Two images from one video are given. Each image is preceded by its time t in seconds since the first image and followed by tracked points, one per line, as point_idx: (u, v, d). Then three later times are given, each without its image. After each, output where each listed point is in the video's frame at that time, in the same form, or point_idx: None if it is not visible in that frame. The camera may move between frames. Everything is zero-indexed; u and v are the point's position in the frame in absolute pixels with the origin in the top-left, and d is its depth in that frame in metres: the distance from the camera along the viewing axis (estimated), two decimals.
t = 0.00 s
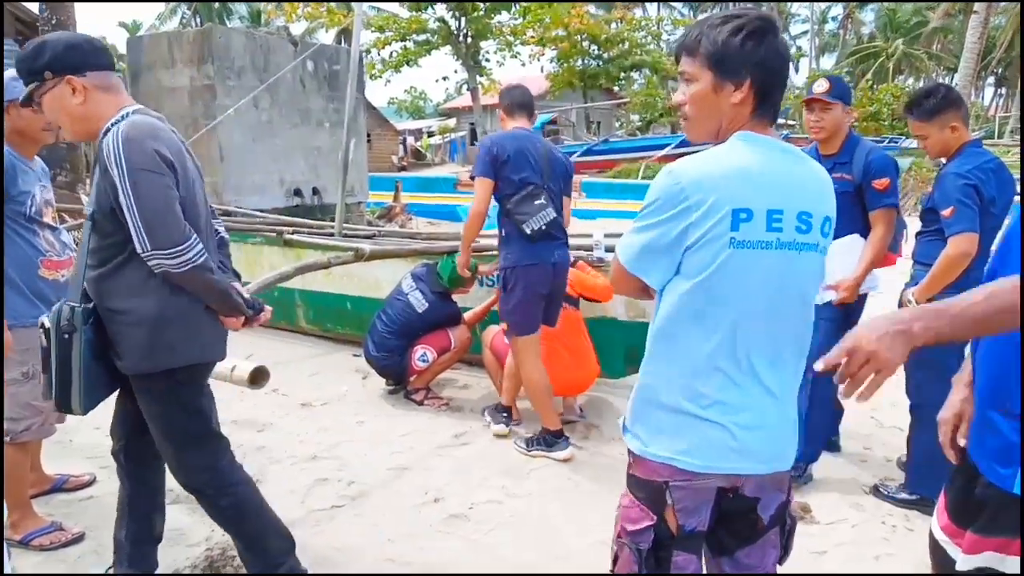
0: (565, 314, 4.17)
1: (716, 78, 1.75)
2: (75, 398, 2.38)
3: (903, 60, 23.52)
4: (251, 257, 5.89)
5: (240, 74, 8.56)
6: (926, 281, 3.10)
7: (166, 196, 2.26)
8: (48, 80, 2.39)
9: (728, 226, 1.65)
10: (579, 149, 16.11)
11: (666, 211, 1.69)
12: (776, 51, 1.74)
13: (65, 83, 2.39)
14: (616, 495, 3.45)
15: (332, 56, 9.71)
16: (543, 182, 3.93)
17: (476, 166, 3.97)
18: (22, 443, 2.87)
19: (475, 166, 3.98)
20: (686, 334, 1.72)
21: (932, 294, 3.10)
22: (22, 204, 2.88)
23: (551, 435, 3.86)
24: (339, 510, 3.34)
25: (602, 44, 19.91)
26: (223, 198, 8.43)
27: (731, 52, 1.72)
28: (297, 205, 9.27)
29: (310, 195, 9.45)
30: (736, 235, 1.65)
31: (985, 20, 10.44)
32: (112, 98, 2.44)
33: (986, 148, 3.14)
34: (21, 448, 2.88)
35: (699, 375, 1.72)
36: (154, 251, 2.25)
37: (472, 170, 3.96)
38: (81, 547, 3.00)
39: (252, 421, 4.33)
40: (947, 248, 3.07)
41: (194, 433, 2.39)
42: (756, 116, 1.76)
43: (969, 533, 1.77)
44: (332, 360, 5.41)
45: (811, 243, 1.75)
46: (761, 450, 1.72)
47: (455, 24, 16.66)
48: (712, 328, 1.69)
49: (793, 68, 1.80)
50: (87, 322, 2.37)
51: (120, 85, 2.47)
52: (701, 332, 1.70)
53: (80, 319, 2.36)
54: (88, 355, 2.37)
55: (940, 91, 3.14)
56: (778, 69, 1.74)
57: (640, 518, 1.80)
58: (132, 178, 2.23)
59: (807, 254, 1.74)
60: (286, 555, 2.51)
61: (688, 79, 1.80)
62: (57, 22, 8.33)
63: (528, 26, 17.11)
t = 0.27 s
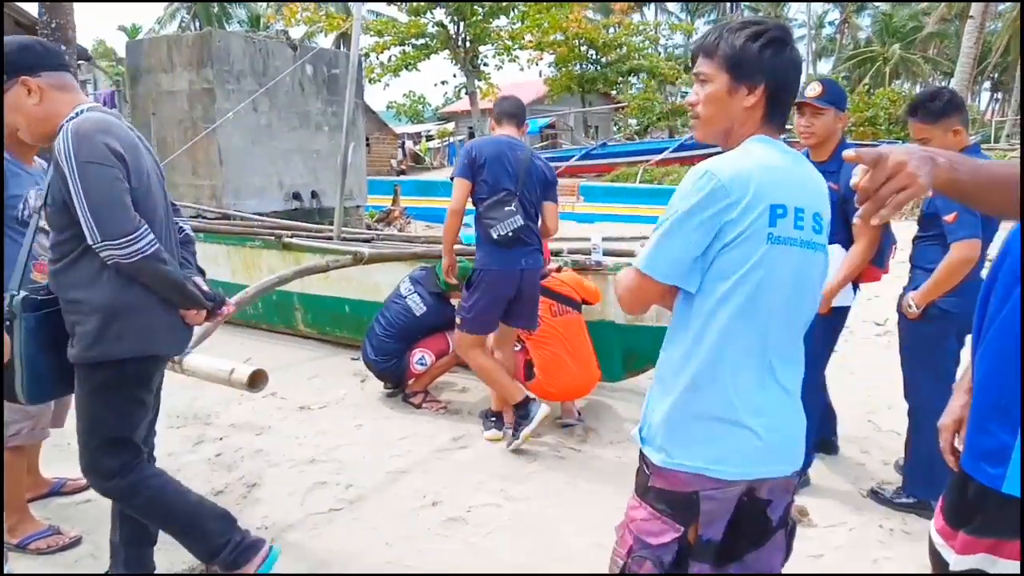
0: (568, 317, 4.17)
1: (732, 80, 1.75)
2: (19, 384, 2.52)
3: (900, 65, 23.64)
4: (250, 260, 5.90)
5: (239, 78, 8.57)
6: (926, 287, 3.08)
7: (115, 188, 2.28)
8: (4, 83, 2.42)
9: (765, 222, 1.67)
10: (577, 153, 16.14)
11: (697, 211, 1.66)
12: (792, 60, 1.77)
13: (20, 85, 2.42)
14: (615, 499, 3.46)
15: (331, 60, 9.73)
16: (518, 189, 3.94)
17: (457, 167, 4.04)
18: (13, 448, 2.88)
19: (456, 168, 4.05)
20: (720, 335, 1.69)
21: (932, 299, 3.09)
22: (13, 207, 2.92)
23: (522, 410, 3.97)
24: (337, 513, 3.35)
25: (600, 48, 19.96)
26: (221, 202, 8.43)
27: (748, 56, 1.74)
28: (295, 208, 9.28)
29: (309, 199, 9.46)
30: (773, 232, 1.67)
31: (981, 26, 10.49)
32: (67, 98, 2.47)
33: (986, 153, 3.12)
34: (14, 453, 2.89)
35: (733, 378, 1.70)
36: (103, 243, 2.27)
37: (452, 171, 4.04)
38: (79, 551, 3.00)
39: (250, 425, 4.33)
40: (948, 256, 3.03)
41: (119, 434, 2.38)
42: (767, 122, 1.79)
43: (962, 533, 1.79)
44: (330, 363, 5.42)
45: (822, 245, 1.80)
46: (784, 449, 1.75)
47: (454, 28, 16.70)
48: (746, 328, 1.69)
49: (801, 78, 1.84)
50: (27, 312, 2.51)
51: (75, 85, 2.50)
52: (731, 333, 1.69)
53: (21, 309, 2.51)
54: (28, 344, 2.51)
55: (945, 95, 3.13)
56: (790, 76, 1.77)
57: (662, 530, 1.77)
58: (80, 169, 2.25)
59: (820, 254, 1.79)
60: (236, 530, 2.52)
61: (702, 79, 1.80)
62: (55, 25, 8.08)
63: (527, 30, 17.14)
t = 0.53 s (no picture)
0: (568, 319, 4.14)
1: (739, 86, 1.75)
2: None
3: (893, 66, 23.78)
4: (244, 262, 5.88)
5: (233, 80, 8.55)
6: (926, 288, 3.08)
7: (68, 190, 2.27)
8: None
9: (774, 223, 1.66)
10: (572, 154, 16.15)
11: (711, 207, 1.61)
12: (798, 65, 1.78)
13: None
14: (610, 499, 3.45)
15: (326, 61, 9.71)
16: (491, 186, 4.11)
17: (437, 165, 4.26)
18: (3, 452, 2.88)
19: (436, 165, 4.26)
20: (728, 336, 1.66)
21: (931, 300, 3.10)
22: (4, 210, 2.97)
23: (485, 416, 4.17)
24: (333, 515, 3.34)
25: (595, 50, 19.99)
26: (215, 203, 8.42)
27: (756, 60, 1.74)
28: (290, 210, 9.27)
29: (304, 200, 9.44)
30: (780, 233, 1.67)
31: (975, 27, 10.55)
32: (35, 98, 2.55)
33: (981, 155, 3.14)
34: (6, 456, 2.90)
35: (738, 378, 1.68)
36: (55, 245, 2.28)
37: (433, 169, 4.26)
38: (72, 554, 2.99)
39: (245, 427, 4.32)
40: (950, 257, 3.04)
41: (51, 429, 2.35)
42: (773, 127, 1.79)
43: (959, 534, 1.79)
44: (325, 365, 5.41)
45: (821, 249, 1.81)
46: (784, 447, 1.76)
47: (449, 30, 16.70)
48: (752, 328, 1.67)
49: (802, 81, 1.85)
50: None
51: (43, 86, 2.58)
52: (740, 334, 1.66)
53: None
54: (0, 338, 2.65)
55: (944, 92, 3.09)
56: (795, 83, 1.78)
57: (674, 536, 1.75)
58: (31, 170, 2.24)
59: (819, 257, 1.80)
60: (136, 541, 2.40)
61: (708, 85, 1.79)
62: (49, 27, 8.05)
63: (521, 32, 17.14)
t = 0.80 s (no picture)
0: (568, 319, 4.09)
1: (732, 83, 1.70)
2: None
3: (893, 64, 23.77)
4: (241, 262, 5.85)
5: (230, 78, 8.51)
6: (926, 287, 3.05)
7: (32, 194, 2.25)
8: None
9: (764, 228, 1.62)
10: (571, 153, 16.13)
11: (702, 208, 1.55)
12: (792, 62, 1.72)
13: None
14: (610, 500, 3.42)
15: (323, 60, 9.66)
16: (463, 186, 4.09)
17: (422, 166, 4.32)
18: None
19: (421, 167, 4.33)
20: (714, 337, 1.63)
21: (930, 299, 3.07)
22: None
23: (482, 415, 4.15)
24: (330, 517, 3.31)
25: (593, 49, 19.95)
26: (212, 203, 8.37)
27: (748, 57, 1.68)
28: (287, 209, 9.22)
29: (302, 200, 9.40)
30: (770, 238, 1.63)
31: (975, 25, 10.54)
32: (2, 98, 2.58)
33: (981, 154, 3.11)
34: None
35: (722, 380, 1.65)
36: (20, 251, 2.27)
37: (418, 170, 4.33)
38: (67, 556, 2.95)
39: (242, 428, 4.28)
40: (950, 256, 3.01)
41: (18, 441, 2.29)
42: (768, 125, 1.74)
43: (959, 536, 1.76)
44: (322, 365, 5.37)
45: (812, 253, 1.77)
46: (766, 451, 1.73)
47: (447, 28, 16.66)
48: (738, 331, 1.64)
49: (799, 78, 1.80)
50: None
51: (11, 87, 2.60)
52: (726, 336, 1.63)
53: None
54: None
55: (943, 89, 3.06)
56: (790, 81, 1.73)
57: (659, 537, 1.70)
58: None
59: (809, 262, 1.76)
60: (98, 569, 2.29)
61: (702, 83, 1.74)
62: (45, 26, 7.99)
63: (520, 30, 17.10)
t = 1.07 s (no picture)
0: (571, 320, 4.11)
1: (712, 84, 1.69)
2: None
3: (890, 67, 23.91)
4: (241, 262, 5.88)
5: (230, 80, 8.54)
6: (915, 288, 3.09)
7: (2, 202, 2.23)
8: None
9: (750, 237, 1.63)
10: (570, 155, 16.19)
11: (688, 220, 1.57)
12: (776, 64, 1.69)
13: None
14: (607, 500, 3.46)
15: (323, 61, 9.70)
16: (444, 190, 4.17)
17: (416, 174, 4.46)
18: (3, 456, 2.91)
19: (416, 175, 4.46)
20: (698, 342, 1.65)
21: (921, 299, 3.11)
22: None
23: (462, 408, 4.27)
24: (329, 516, 3.34)
25: (592, 51, 20.02)
26: (212, 203, 8.41)
27: (727, 59, 1.67)
28: (287, 210, 9.26)
29: (301, 200, 9.43)
30: (755, 248, 1.65)
31: (972, 28, 10.60)
32: None
33: (974, 155, 3.13)
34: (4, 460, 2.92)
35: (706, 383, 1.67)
36: None
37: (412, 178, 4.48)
38: (69, 554, 2.98)
39: (242, 427, 4.32)
40: (938, 255, 3.05)
41: None
42: (748, 126, 1.72)
43: (950, 535, 1.84)
44: (322, 365, 5.41)
45: (799, 258, 1.79)
46: (750, 453, 1.75)
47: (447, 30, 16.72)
48: (723, 336, 1.66)
49: (789, 80, 1.75)
50: None
51: None
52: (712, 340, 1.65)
53: None
54: None
55: (934, 91, 3.10)
56: (775, 81, 1.70)
57: (646, 535, 1.72)
58: None
59: (796, 267, 1.78)
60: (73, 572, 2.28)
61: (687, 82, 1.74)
62: (46, 27, 8.00)
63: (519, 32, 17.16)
